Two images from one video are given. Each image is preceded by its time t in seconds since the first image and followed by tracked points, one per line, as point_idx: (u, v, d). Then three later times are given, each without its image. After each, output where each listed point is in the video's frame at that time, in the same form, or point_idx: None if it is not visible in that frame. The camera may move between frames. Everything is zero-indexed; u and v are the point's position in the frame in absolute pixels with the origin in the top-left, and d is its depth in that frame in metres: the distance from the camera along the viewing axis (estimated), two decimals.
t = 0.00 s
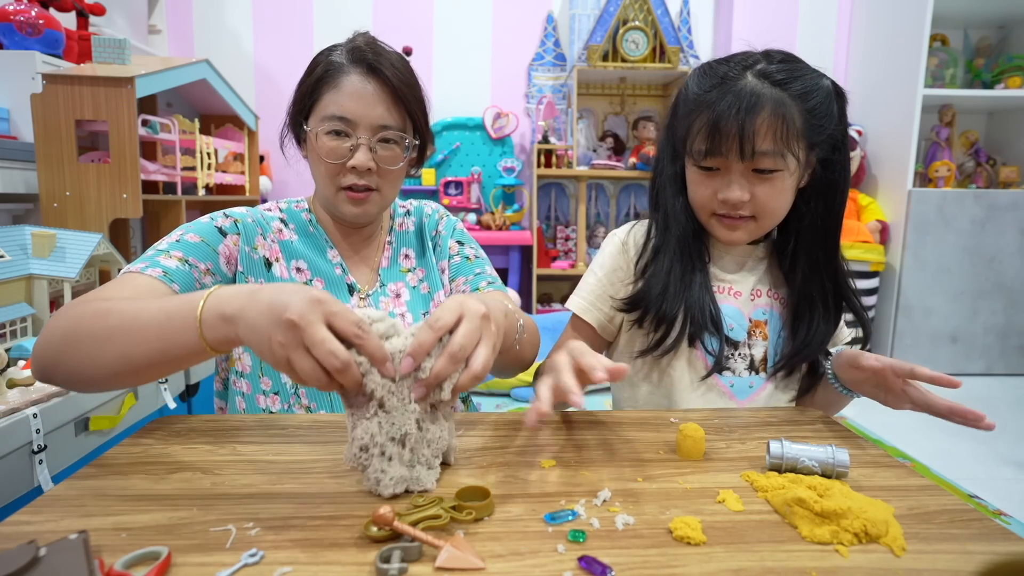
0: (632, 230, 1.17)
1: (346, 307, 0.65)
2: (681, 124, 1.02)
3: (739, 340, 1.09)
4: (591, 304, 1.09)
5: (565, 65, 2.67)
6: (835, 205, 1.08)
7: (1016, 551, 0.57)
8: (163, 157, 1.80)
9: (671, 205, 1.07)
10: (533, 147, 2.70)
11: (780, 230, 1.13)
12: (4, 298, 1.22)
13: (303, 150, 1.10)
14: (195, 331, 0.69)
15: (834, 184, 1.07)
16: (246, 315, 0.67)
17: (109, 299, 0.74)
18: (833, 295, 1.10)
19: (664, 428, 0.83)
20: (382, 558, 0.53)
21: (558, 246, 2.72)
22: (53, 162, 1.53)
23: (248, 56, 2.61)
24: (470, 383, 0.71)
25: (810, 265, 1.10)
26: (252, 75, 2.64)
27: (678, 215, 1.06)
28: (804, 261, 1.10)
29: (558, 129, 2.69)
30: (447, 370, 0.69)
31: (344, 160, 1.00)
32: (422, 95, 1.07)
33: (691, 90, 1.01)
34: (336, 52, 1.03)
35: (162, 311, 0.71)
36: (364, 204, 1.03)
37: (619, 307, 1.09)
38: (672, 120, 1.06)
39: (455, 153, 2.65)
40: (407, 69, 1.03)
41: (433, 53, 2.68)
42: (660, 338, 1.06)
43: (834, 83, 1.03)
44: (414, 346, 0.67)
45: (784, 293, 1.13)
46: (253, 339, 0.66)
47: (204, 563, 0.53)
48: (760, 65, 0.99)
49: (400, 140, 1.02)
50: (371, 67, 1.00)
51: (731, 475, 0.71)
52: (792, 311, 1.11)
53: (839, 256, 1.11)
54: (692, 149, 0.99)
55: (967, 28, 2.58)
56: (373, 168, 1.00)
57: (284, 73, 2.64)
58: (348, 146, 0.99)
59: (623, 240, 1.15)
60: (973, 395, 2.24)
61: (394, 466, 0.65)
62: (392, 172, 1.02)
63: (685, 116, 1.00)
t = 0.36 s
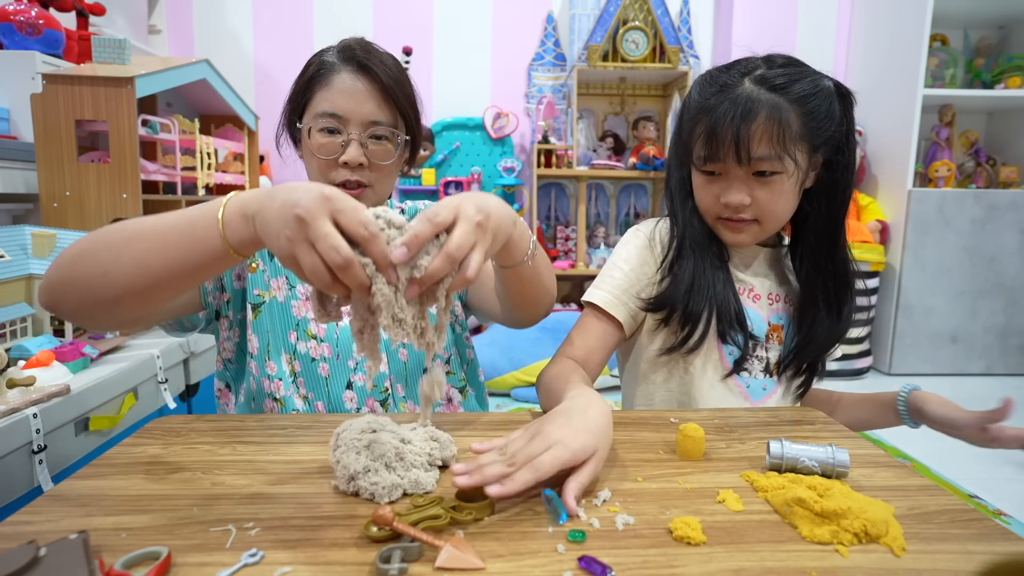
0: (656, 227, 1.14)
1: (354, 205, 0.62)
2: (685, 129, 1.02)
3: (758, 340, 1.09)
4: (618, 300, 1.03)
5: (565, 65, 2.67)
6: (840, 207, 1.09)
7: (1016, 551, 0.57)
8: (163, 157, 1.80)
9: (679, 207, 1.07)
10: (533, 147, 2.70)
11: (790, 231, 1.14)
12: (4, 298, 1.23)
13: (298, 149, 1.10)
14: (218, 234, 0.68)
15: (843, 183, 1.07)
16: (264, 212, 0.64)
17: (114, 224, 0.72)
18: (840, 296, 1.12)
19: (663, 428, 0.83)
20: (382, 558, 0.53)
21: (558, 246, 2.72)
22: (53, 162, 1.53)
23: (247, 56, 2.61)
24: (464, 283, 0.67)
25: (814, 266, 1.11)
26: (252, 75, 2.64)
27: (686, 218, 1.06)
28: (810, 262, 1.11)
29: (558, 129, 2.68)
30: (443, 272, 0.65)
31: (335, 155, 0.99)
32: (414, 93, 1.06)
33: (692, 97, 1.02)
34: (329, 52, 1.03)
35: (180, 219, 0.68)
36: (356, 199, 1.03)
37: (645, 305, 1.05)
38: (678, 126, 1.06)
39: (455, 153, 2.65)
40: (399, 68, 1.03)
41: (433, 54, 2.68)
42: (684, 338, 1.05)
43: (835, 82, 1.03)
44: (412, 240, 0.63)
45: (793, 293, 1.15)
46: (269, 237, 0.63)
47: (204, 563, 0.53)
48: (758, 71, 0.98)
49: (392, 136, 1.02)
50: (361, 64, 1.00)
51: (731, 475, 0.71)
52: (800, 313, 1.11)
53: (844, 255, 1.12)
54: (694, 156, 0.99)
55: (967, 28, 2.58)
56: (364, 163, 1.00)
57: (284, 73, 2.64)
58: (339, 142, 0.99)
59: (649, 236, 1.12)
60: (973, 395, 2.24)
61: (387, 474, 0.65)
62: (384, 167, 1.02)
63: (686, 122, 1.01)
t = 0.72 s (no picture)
0: (663, 232, 1.15)
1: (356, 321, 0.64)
2: (696, 139, 1.01)
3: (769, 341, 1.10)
4: (628, 306, 1.05)
5: (565, 66, 2.67)
6: (847, 209, 1.08)
7: (1015, 551, 0.57)
8: (164, 157, 1.79)
9: (691, 216, 1.06)
10: (533, 147, 2.70)
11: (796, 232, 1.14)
12: (4, 298, 1.23)
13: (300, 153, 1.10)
14: (197, 304, 0.66)
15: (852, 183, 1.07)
16: (250, 297, 0.64)
17: (106, 266, 0.71)
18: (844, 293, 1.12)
19: (663, 428, 0.83)
20: (381, 554, 0.53)
21: (558, 246, 2.72)
22: (53, 162, 1.53)
23: (247, 56, 2.62)
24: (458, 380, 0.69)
25: (818, 260, 1.11)
26: (252, 75, 2.64)
27: (699, 226, 1.05)
28: (816, 259, 1.11)
29: (558, 129, 2.68)
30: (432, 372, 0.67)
31: (339, 158, 1.00)
32: (416, 96, 1.07)
33: (704, 106, 1.00)
34: (331, 56, 1.03)
35: (164, 281, 0.67)
36: (360, 202, 1.03)
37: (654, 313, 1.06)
38: (687, 134, 1.05)
39: (455, 153, 2.65)
40: (401, 72, 1.03)
41: (434, 54, 2.68)
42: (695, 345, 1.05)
43: (841, 84, 1.02)
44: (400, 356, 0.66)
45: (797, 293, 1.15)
46: (257, 328, 0.63)
47: (205, 563, 0.53)
48: (768, 78, 0.98)
49: (395, 139, 1.02)
50: (364, 68, 1.00)
51: (731, 475, 0.71)
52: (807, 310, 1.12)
53: (850, 254, 1.12)
54: (706, 167, 0.99)
55: (967, 28, 2.58)
56: (368, 166, 1.00)
57: (284, 73, 2.64)
58: (343, 145, 0.99)
59: (655, 241, 1.12)
60: (972, 395, 2.24)
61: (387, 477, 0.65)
62: (388, 169, 1.02)
63: (700, 132, 0.99)
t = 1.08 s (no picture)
0: (654, 231, 1.15)
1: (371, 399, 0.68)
2: (692, 134, 1.01)
3: (761, 338, 1.09)
4: (617, 303, 1.06)
5: (565, 66, 2.67)
6: (841, 207, 1.08)
7: (1015, 551, 0.57)
8: (164, 157, 1.79)
9: (686, 211, 1.06)
10: (533, 147, 2.70)
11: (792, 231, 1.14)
12: (5, 298, 1.23)
13: (301, 152, 1.10)
14: (224, 390, 0.70)
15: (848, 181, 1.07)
16: (279, 383, 0.68)
17: (135, 322, 0.73)
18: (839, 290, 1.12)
19: (663, 428, 0.83)
20: (393, 557, 0.53)
21: (558, 246, 2.72)
22: (53, 162, 1.53)
23: (247, 56, 2.62)
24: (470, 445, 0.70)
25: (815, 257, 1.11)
26: (252, 75, 2.64)
27: (692, 222, 1.05)
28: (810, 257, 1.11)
29: (558, 129, 2.68)
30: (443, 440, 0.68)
31: (342, 158, 1.00)
32: (419, 96, 1.07)
33: (702, 101, 1.00)
34: (334, 55, 1.03)
35: (195, 359, 0.71)
36: (362, 202, 1.03)
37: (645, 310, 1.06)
38: (684, 130, 1.05)
39: (455, 153, 2.65)
40: (404, 71, 1.03)
41: (433, 55, 2.68)
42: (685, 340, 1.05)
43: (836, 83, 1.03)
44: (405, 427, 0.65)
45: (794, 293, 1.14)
46: (279, 416, 0.67)
47: (205, 563, 0.53)
48: (767, 76, 0.98)
49: (398, 139, 1.02)
50: (368, 68, 1.00)
51: (730, 475, 0.71)
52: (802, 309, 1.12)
53: (846, 255, 1.12)
54: (704, 161, 0.98)
55: (967, 28, 2.58)
56: (371, 166, 1.00)
57: (284, 73, 2.64)
58: (346, 145, 1.00)
59: (647, 240, 1.13)
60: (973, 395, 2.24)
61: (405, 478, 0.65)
62: (390, 170, 1.02)
63: (696, 127, 0.99)
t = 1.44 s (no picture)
0: (644, 233, 1.15)
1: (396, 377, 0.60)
2: (695, 139, 1.01)
3: (750, 339, 1.09)
4: (607, 305, 1.05)
5: (565, 66, 2.67)
6: (837, 214, 1.09)
7: (1015, 551, 0.57)
8: (164, 157, 1.79)
9: (682, 215, 1.06)
10: (533, 147, 2.70)
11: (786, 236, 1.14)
12: (5, 299, 1.23)
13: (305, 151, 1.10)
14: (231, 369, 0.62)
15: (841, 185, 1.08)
16: (290, 360, 0.59)
17: (150, 299, 0.68)
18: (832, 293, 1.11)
19: (664, 428, 0.83)
20: None
21: (558, 246, 2.72)
22: (53, 162, 1.53)
23: (247, 55, 2.62)
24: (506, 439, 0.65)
25: (809, 263, 1.11)
26: (252, 75, 2.64)
27: (688, 228, 1.05)
28: (804, 261, 1.11)
29: (558, 129, 2.69)
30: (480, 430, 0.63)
31: (345, 159, 1.00)
32: (424, 96, 1.07)
33: (706, 105, 0.99)
34: (339, 53, 1.03)
35: (205, 333, 0.63)
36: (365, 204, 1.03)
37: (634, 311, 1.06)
38: (687, 133, 1.04)
39: (455, 153, 2.65)
40: (409, 71, 1.03)
41: (434, 55, 2.68)
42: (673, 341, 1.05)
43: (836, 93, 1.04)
44: (442, 429, 0.61)
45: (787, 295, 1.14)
46: (284, 392, 0.59)
47: (205, 563, 0.53)
48: (772, 83, 0.98)
49: (402, 140, 1.02)
50: (372, 68, 1.00)
51: (730, 475, 0.71)
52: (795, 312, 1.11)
53: (840, 262, 1.11)
54: (706, 166, 0.98)
55: (967, 28, 2.58)
56: (374, 168, 1.00)
57: (284, 73, 2.64)
58: (349, 146, 1.00)
59: (636, 242, 1.13)
60: (973, 395, 2.24)
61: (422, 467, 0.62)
62: (394, 171, 1.02)
63: (700, 132, 0.99)
